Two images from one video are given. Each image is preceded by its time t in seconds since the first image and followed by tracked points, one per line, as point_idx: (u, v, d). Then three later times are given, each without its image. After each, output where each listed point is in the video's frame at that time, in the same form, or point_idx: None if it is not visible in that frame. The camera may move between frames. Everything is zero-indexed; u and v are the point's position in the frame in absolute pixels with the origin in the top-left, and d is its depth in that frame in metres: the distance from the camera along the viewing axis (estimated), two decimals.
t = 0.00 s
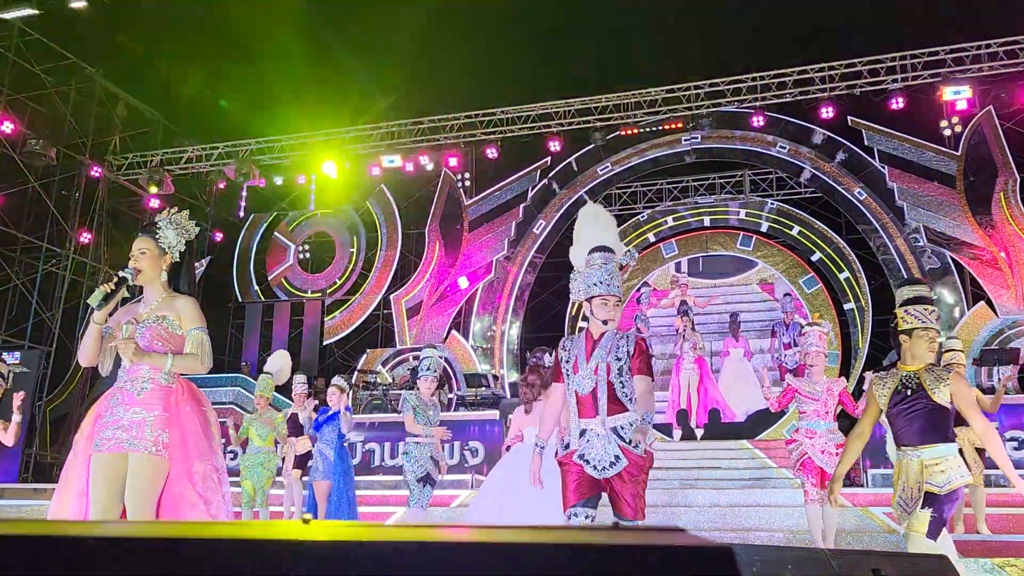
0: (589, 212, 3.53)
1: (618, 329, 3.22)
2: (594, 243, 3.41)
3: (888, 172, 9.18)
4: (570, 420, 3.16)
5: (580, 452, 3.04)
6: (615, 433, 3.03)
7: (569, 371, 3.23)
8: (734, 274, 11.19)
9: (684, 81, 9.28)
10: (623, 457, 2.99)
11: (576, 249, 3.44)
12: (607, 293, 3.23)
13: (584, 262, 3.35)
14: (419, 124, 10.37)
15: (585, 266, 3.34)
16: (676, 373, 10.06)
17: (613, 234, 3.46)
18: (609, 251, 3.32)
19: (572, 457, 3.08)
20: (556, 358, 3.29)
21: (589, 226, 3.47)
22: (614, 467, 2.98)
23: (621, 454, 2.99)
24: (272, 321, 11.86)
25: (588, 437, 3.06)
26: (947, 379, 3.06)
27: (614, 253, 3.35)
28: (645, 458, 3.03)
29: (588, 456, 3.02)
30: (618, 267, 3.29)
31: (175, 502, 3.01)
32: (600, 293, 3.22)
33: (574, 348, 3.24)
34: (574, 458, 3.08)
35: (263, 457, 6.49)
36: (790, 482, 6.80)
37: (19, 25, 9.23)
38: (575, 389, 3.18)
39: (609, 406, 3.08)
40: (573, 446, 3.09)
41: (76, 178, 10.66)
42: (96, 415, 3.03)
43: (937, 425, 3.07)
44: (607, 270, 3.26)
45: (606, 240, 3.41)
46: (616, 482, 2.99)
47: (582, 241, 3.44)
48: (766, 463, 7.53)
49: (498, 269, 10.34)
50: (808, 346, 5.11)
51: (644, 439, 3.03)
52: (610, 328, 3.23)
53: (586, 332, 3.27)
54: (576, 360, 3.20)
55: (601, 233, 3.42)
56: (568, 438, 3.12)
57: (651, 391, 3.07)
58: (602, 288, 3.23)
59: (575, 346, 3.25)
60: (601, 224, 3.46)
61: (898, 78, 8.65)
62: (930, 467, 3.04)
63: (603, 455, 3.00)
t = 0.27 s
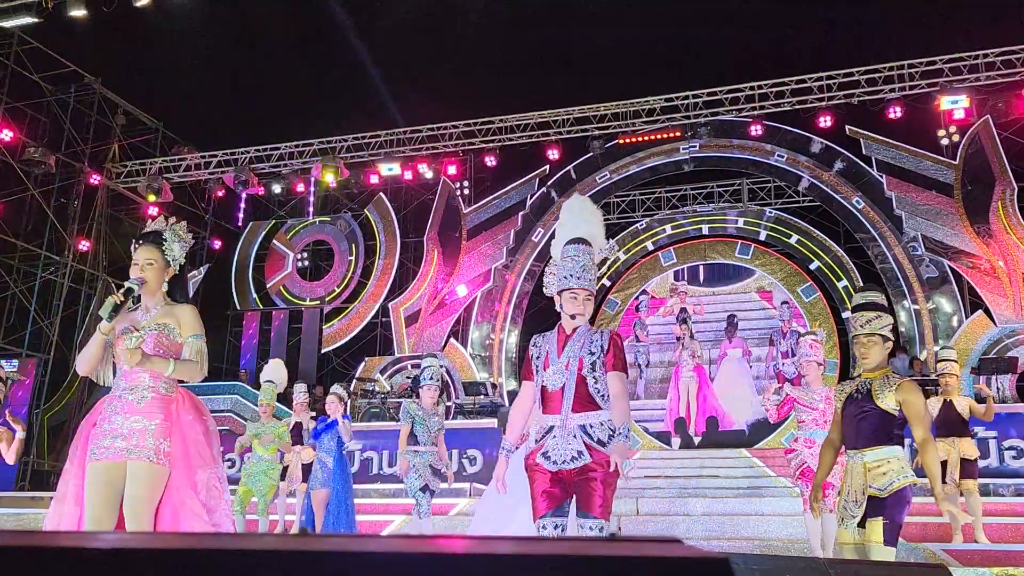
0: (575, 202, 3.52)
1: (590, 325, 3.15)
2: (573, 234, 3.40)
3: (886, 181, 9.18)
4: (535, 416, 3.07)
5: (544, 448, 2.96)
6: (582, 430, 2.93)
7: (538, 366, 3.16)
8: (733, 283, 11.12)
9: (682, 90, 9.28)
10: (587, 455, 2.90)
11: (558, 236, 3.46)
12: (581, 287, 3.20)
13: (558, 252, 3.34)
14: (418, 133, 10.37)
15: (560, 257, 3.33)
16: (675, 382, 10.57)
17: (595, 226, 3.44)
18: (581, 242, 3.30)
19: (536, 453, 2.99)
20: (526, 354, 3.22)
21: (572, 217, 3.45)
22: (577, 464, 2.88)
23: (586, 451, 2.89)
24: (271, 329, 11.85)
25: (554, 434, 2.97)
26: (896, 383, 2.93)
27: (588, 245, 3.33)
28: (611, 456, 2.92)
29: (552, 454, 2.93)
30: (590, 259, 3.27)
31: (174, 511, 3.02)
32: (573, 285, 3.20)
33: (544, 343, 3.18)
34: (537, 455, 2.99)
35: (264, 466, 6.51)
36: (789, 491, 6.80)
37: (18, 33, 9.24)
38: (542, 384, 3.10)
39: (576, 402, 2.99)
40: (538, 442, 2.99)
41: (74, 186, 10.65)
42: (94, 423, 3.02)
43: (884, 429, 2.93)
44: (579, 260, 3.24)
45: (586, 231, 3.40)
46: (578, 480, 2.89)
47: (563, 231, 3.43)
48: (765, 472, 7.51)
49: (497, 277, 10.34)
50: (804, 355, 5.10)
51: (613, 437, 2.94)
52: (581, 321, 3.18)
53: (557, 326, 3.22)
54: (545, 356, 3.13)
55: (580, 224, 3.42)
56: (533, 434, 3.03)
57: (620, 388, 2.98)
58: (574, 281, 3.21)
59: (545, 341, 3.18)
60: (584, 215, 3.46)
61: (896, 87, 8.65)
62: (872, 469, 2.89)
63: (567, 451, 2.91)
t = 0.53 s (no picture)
0: (559, 189, 3.44)
1: (568, 318, 3.13)
2: (554, 223, 3.34)
3: (889, 192, 9.14)
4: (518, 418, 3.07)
5: (525, 454, 2.95)
6: (560, 431, 2.91)
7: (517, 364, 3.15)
8: (735, 293, 11.20)
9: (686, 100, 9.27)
10: (565, 456, 2.87)
11: (537, 223, 3.41)
12: (556, 279, 3.17)
13: (538, 242, 3.30)
14: (421, 143, 10.38)
15: (540, 247, 3.28)
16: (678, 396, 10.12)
17: (579, 214, 3.37)
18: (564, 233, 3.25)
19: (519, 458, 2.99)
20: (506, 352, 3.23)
21: (554, 205, 3.39)
22: (555, 467, 2.86)
23: (563, 453, 2.87)
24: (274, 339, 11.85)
25: (533, 438, 2.96)
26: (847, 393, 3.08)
27: (571, 235, 3.28)
28: (593, 454, 2.89)
29: (533, 458, 2.92)
30: (569, 249, 3.24)
31: (180, 521, 3.03)
32: (550, 278, 3.17)
33: (522, 340, 3.18)
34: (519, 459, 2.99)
35: (268, 476, 6.50)
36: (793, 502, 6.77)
37: (24, 44, 9.28)
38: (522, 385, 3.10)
39: (555, 402, 2.97)
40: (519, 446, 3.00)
41: (78, 196, 10.67)
42: (100, 431, 3.03)
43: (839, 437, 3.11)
44: (560, 251, 3.20)
45: (568, 220, 3.34)
46: (557, 482, 2.86)
47: (545, 219, 3.37)
48: (769, 483, 7.47)
49: (500, 288, 10.34)
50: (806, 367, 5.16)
51: (592, 435, 2.90)
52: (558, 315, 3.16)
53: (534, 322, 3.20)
54: (524, 353, 3.13)
55: (564, 213, 3.35)
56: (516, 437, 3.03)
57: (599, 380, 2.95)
58: (550, 274, 3.18)
59: (524, 340, 3.18)
60: (566, 202, 3.39)
61: (899, 96, 8.64)
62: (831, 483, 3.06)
63: (544, 455, 2.90)
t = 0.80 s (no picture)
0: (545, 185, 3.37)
1: (556, 318, 3.01)
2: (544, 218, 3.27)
3: (896, 204, 9.16)
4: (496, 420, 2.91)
5: (499, 456, 2.76)
6: (539, 433, 2.75)
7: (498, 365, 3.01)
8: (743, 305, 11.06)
9: (692, 113, 9.30)
10: (544, 459, 2.69)
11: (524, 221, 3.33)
12: (539, 275, 3.05)
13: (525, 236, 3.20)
14: (428, 155, 10.43)
15: (527, 242, 3.18)
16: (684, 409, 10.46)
17: (568, 212, 3.31)
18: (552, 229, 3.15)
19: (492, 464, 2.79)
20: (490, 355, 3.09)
21: (543, 201, 3.33)
22: (532, 471, 2.67)
23: (541, 455, 2.69)
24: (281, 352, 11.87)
25: (510, 440, 2.78)
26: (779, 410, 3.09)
27: (560, 230, 3.19)
28: (571, 460, 2.72)
29: (508, 459, 2.73)
30: (556, 246, 3.13)
31: (189, 534, 3.06)
32: (532, 275, 3.06)
33: (505, 340, 3.05)
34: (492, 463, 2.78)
35: (275, 489, 6.51)
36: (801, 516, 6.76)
37: (34, 59, 9.36)
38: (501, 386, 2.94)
39: (535, 402, 2.82)
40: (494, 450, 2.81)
41: (87, 209, 10.73)
42: (107, 443, 3.03)
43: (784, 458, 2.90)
44: (545, 247, 3.09)
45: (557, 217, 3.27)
46: (533, 486, 2.67)
47: (533, 216, 3.31)
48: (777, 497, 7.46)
49: (507, 300, 10.36)
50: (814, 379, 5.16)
51: (573, 439, 2.75)
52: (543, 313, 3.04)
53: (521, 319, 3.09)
54: (508, 352, 2.99)
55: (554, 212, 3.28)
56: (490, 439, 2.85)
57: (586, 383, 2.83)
58: (534, 271, 3.05)
59: (507, 340, 3.04)
60: (554, 199, 3.33)
61: (906, 109, 8.65)
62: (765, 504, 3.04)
63: (521, 458, 2.71)
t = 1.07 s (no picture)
0: (534, 171, 3.06)
1: (547, 312, 2.72)
2: (532, 206, 2.96)
3: (908, 216, 9.12)
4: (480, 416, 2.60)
5: (486, 451, 2.46)
6: (535, 433, 2.47)
7: (485, 360, 2.70)
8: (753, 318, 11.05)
9: (703, 126, 9.32)
10: (540, 461, 2.41)
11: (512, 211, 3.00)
12: (526, 265, 2.74)
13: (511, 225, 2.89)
14: (439, 170, 10.46)
15: (514, 232, 2.87)
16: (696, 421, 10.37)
17: (558, 200, 3.01)
18: (540, 216, 2.84)
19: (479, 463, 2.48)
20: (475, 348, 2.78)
21: (531, 188, 3.02)
22: (529, 475, 2.39)
23: (537, 456, 2.41)
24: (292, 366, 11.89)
25: (501, 437, 2.48)
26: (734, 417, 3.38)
27: (549, 218, 2.88)
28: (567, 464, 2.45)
29: (497, 459, 2.43)
30: (546, 234, 2.82)
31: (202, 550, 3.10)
32: (517, 267, 2.75)
33: (493, 334, 2.74)
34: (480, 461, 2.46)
35: (284, 504, 6.49)
36: (814, 530, 6.73)
37: (48, 75, 9.44)
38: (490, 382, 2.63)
39: (528, 399, 2.53)
40: (482, 449, 2.49)
41: (100, 225, 10.80)
42: (119, 456, 3.03)
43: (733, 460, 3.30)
44: (532, 236, 2.77)
45: (546, 204, 2.97)
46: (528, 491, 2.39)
47: (521, 203, 2.99)
48: (790, 511, 7.43)
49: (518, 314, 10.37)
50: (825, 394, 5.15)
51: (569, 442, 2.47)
52: (531, 306, 2.74)
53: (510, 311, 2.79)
54: (496, 347, 2.69)
55: (545, 202, 2.98)
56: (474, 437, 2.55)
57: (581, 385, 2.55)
58: (519, 261, 2.75)
59: (496, 332, 2.73)
60: (542, 186, 3.03)
61: (916, 121, 8.63)
62: (718, 502, 3.23)
63: (515, 460, 2.41)
